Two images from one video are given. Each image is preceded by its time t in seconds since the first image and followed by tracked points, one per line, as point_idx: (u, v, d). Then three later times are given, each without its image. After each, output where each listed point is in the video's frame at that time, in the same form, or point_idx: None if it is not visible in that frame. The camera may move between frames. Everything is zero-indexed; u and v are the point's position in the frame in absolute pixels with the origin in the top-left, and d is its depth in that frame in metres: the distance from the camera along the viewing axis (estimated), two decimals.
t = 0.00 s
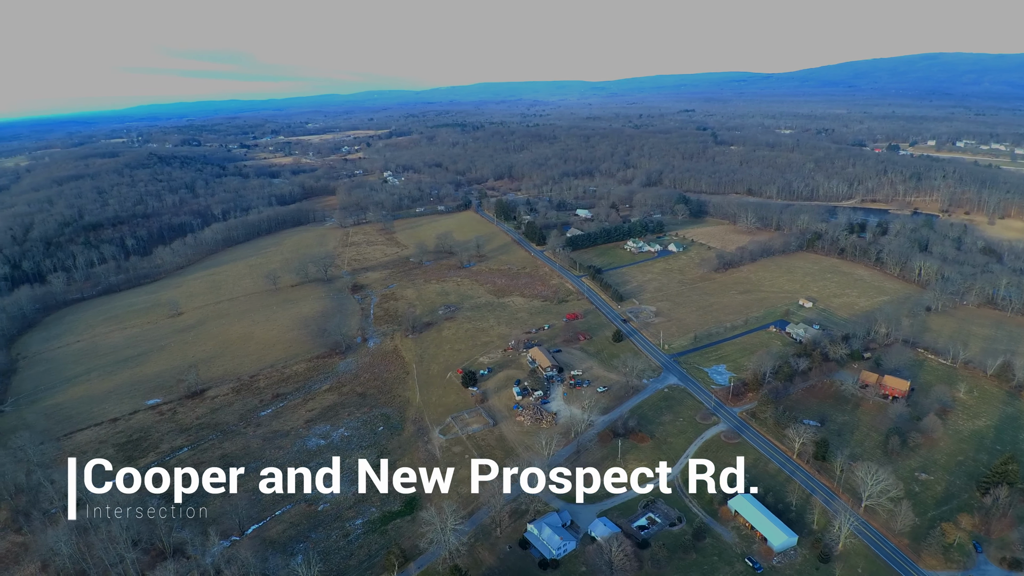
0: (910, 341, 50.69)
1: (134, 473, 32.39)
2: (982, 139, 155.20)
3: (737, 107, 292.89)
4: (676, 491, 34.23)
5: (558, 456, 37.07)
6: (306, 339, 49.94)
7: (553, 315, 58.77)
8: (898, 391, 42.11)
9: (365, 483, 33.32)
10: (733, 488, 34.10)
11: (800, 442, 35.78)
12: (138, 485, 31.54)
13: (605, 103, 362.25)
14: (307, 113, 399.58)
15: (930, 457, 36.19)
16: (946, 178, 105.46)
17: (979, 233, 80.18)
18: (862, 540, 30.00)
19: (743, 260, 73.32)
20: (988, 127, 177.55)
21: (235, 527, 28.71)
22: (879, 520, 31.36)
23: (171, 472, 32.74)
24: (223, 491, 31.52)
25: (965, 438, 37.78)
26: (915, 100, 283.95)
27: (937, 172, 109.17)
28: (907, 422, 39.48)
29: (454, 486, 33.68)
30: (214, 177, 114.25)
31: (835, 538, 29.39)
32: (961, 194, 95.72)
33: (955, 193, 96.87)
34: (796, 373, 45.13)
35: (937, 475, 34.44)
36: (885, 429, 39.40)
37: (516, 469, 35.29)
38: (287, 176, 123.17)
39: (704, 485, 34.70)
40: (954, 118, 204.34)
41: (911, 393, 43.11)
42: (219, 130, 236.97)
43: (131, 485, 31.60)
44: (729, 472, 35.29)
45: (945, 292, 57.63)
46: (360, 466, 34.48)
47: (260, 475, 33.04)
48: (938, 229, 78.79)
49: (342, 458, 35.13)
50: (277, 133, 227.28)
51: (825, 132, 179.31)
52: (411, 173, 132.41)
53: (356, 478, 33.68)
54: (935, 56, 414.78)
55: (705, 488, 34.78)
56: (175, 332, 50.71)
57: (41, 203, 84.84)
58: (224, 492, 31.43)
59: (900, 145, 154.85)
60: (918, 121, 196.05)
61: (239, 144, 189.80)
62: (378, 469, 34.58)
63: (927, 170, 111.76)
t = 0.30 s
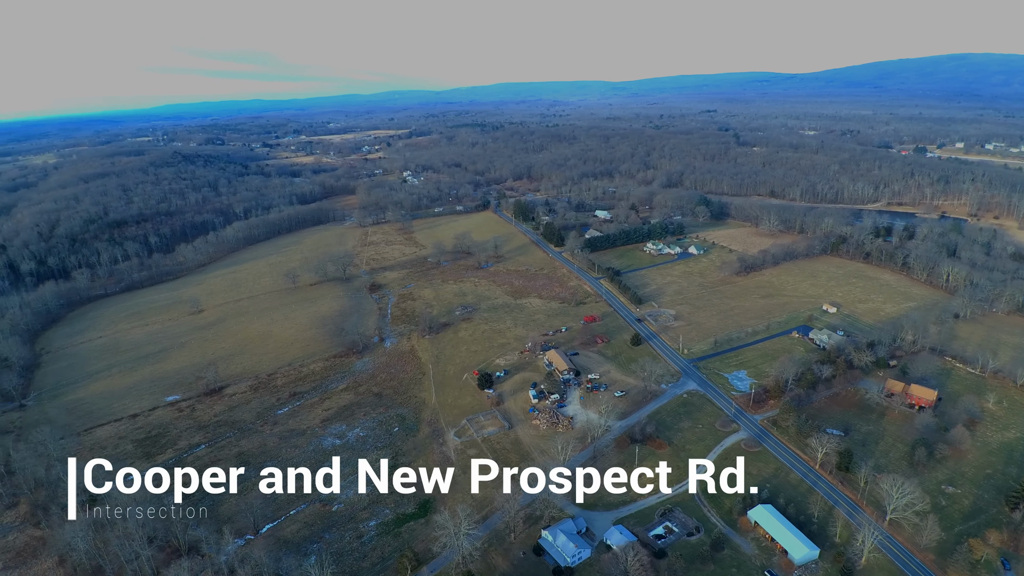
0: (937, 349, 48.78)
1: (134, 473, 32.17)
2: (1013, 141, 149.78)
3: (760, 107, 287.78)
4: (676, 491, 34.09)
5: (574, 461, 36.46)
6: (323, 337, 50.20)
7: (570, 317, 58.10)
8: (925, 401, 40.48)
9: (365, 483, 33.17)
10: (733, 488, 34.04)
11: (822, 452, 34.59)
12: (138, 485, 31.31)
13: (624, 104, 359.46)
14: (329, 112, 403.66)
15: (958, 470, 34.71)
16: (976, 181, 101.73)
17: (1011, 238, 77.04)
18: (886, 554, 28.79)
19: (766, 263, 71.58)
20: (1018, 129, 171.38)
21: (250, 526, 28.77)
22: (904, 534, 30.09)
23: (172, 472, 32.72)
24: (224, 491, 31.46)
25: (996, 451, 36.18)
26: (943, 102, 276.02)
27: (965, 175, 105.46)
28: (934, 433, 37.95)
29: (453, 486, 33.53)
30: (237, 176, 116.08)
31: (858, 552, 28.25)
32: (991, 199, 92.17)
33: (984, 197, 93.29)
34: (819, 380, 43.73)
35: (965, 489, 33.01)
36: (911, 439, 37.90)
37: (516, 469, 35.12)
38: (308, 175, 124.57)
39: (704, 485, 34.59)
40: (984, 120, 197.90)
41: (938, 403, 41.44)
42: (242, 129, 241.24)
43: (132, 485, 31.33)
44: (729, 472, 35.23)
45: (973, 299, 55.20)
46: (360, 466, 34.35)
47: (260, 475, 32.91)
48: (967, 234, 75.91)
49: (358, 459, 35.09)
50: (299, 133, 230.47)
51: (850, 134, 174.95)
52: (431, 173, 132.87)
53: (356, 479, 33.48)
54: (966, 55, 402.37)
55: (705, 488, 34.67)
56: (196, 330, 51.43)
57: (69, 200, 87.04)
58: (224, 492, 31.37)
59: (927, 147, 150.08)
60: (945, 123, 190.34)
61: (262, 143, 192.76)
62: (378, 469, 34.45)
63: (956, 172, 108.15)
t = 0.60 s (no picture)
0: (965, 358, 46.89)
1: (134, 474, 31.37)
2: None
3: (783, 107, 282.07)
4: (682, 494, 33.64)
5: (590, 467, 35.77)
6: (341, 337, 50.35)
7: (588, 320, 57.38)
8: (952, 412, 38.85)
9: (365, 483, 33.00)
10: (733, 488, 33.91)
11: (846, 462, 33.39)
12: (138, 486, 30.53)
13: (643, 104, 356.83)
14: (350, 111, 407.30)
15: (987, 483, 33.24)
16: (1007, 184, 98.02)
17: None
18: (910, 570, 27.63)
19: (788, 267, 69.72)
20: None
21: (264, 525, 28.85)
22: (929, 549, 28.88)
23: (172, 472, 32.65)
24: (224, 491, 31.44)
25: None
26: (965, 104, 268.13)
27: (996, 178, 101.74)
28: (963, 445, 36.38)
29: (454, 487, 33.35)
30: (258, 174, 117.83)
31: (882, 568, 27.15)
32: None
33: (1016, 201, 89.73)
34: (842, 389, 42.32)
35: (994, 503, 31.59)
36: (938, 451, 36.41)
37: (516, 469, 34.90)
38: (328, 174, 125.73)
39: (704, 484, 34.47)
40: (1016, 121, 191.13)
41: (966, 413, 39.79)
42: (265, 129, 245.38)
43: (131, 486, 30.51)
44: (729, 472, 35.10)
45: (1004, 306, 53.07)
46: (360, 466, 34.12)
47: (260, 474, 32.83)
48: (997, 239, 73.04)
49: (373, 459, 35.00)
50: (320, 132, 233.45)
51: (876, 135, 170.34)
52: (450, 173, 133.18)
53: (356, 478, 33.35)
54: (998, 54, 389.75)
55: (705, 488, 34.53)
56: (216, 327, 52.09)
57: (95, 198, 89.16)
58: (224, 492, 31.35)
59: (955, 150, 145.26)
60: (972, 125, 184.16)
61: (284, 143, 195.58)
62: (378, 469, 34.26)
63: (985, 176, 104.41)
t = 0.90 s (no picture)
0: (999, 368, 44.81)
1: (134, 472, 30.00)
2: None
3: (808, 108, 276.09)
4: (703, 504, 32.63)
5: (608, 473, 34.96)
6: (359, 336, 50.58)
7: (607, 323, 56.58)
8: (983, 424, 37.16)
9: (365, 483, 32.80)
10: (733, 488, 33.81)
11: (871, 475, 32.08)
12: (138, 485, 29.51)
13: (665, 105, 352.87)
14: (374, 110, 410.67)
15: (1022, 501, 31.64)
16: None
17: None
18: None
19: (814, 271, 67.67)
20: None
21: (280, 524, 28.91)
22: (959, 567, 27.49)
23: (172, 472, 32.55)
24: (223, 491, 31.34)
25: None
26: (1001, 104, 258.37)
27: None
28: (996, 459, 34.71)
29: (453, 487, 33.22)
30: (282, 173, 119.62)
31: None
32: None
33: None
34: (869, 398, 40.80)
35: None
36: (969, 465, 34.80)
37: (516, 469, 34.73)
38: (350, 173, 126.92)
39: (704, 485, 34.27)
40: None
41: (999, 426, 38.01)
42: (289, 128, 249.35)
43: (131, 486, 29.52)
44: (729, 472, 34.95)
45: None
46: (360, 466, 33.97)
47: (259, 475, 32.71)
48: None
49: (389, 460, 34.93)
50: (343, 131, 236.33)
51: (904, 137, 165.35)
52: (470, 173, 133.33)
53: (356, 478, 33.19)
54: None
55: (706, 488, 34.31)
56: (237, 324, 52.80)
57: (123, 195, 91.35)
58: (224, 492, 31.23)
59: (986, 154, 138.95)
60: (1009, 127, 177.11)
61: (307, 142, 198.33)
62: (378, 469, 34.08)
63: (1020, 179, 100.32)
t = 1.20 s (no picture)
0: None
1: (134, 472, 29.92)
2: None
3: (830, 110, 270.62)
4: (719, 513, 31.79)
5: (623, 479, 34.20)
6: (374, 335, 50.67)
7: (624, 325, 55.81)
8: (1011, 435, 35.67)
9: (365, 483, 32.71)
10: (733, 488, 33.58)
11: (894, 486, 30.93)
12: (138, 485, 29.56)
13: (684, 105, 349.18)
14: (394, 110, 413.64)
15: None
16: None
17: None
18: None
19: (836, 275, 65.86)
20: None
21: (292, 524, 28.94)
22: None
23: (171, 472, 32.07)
24: (223, 491, 31.29)
25: None
26: None
27: None
28: None
29: (453, 487, 33.13)
30: (301, 172, 120.91)
31: None
32: None
33: None
34: (892, 407, 39.45)
35: None
36: (996, 478, 33.39)
37: (516, 469, 34.63)
38: (368, 173, 127.76)
39: (704, 485, 34.08)
40: None
41: None
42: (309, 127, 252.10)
43: (131, 486, 29.56)
44: (728, 472, 34.74)
45: None
46: (360, 466, 33.90)
47: (260, 475, 32.73)
48: None
49: (402, 461, 34.82)
50: (361, 131, 238.21)
51: (929, 139, 160.94)
52: (487, 172, 133.22)
53: (356, 478, 33.09)
54: None
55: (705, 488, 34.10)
56: (255, 322, 53.30)
57: (145, 193, 93.08)
58: (223, 492, 31.19)
59: (1017, 155, 134.04)
60: None
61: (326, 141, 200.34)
62: (378, 469, 33.98)
63: None
